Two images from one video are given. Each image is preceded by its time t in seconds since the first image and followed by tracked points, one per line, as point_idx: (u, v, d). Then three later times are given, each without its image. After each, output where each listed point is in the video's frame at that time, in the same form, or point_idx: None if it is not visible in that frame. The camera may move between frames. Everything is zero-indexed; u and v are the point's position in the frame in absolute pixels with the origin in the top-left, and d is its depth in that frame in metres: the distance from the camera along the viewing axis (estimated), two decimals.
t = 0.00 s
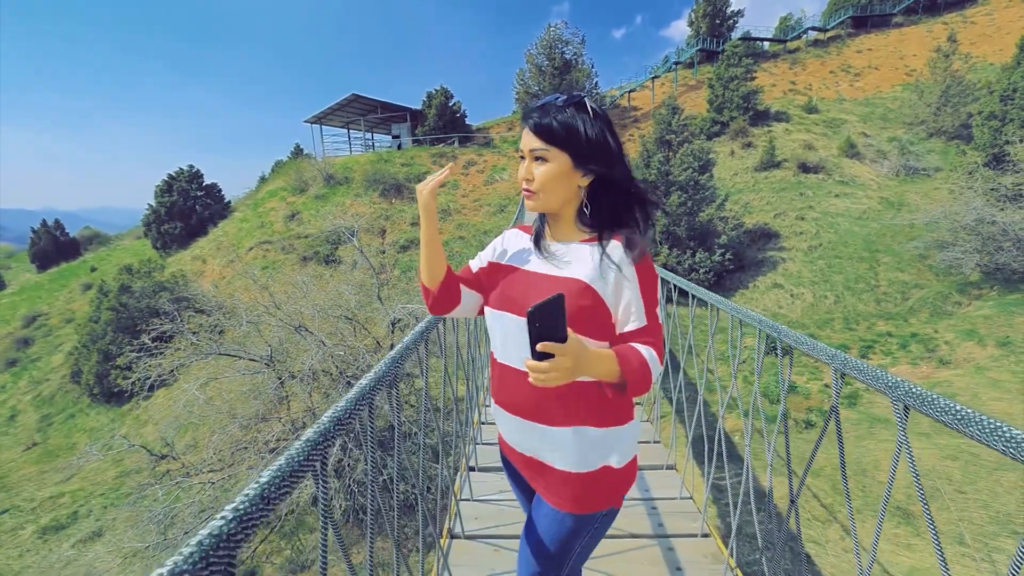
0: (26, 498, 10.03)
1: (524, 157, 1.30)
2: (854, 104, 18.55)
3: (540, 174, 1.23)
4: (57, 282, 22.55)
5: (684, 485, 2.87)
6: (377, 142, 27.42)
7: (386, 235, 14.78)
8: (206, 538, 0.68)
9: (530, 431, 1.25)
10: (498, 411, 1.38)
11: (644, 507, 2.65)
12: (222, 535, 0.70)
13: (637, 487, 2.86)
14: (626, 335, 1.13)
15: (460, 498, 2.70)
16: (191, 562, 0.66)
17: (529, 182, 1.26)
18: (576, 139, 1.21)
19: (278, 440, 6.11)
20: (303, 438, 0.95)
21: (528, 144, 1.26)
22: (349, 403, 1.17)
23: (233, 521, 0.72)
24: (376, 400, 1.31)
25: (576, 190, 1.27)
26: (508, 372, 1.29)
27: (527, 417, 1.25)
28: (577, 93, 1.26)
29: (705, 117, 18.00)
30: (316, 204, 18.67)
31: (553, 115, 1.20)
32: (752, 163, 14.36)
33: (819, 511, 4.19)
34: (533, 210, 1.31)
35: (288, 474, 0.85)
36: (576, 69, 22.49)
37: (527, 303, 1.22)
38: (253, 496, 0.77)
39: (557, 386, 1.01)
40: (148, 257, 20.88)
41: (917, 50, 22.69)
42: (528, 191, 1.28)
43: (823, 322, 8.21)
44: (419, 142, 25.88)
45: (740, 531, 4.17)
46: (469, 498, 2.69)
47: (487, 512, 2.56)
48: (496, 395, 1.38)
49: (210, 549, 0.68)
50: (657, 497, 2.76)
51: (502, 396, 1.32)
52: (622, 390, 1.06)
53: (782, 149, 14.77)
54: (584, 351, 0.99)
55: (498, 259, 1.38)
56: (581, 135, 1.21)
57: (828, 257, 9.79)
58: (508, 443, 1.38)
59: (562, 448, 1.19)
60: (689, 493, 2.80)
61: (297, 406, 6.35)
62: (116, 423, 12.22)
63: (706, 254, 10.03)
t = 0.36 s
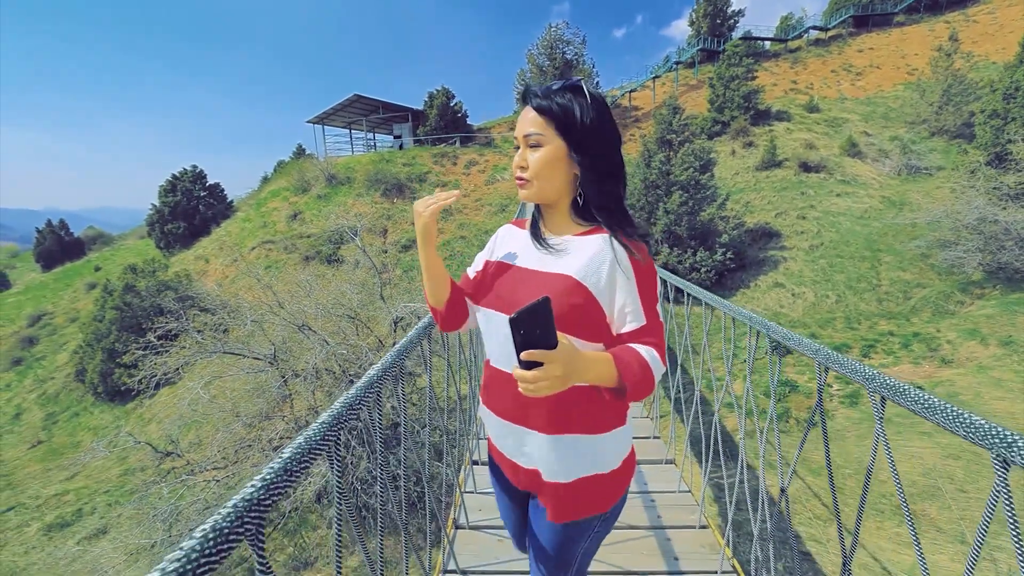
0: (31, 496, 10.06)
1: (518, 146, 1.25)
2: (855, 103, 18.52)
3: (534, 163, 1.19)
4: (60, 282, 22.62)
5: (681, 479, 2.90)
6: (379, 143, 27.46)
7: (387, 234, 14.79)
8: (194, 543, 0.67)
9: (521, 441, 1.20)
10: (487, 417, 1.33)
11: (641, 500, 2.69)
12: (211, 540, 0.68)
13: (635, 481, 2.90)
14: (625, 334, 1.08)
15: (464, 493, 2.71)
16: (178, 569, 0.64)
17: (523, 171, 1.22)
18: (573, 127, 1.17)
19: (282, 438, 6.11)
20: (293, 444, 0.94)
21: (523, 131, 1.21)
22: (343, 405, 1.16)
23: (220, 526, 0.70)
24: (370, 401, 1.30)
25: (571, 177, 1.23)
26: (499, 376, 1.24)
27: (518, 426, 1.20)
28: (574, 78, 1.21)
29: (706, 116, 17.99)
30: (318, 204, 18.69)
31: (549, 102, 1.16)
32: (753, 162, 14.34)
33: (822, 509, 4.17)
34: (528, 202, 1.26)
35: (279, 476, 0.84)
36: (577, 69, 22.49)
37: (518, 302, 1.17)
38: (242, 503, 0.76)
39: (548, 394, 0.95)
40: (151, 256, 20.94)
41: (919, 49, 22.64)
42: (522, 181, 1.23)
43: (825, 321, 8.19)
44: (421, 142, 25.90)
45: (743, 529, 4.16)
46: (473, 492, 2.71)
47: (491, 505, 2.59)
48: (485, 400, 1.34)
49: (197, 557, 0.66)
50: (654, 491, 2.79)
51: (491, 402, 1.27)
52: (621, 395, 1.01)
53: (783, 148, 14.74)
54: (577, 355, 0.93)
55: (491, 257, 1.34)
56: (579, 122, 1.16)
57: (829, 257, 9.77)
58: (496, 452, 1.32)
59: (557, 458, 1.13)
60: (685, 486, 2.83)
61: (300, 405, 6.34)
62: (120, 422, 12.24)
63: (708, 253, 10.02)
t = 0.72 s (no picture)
0: (35, 495, 10.12)
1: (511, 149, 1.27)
2: (857, 102, 18.52)
3: (525, 163, 1.21)
4: (63, 282, 22.69)
5: (685, 473, 2.96)
6: (380, 143, 27.51)
7: (389, 234, 14.83)
8: (238, 535, 0.69)
9: (524, 445, 1.20)
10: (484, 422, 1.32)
11: (647, 493, 2.74)
12: (258, 528, 0.71)
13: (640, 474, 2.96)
14: (624, 340, 1.08)
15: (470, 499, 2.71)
16: (242, 538, 0.69)
17: (516, 173, 1.24)
18: (563, 125, 1.18)
19: (286, 436, 6.15)
20: (323, 436, 0.97)
21: (514, 133, 1.24)
22: (364, 400, 1.20)
23: (264, 516, 0.73)
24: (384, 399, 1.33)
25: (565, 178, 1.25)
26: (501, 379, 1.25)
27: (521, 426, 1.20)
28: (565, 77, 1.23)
29: (708, 116, 17.99)
30: (320, 204, 18.73)
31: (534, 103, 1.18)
32: (755, 162, 14.35)
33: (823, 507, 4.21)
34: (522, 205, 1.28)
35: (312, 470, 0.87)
36: (578, 69, 22.51)
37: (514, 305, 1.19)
38: (292, 482, 0.82)
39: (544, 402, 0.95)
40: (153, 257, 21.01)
41: (920, 48, 22.61)
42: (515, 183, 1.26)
43: (826, 321, 8.21)
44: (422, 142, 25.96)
45: (745, 527, 4.18)
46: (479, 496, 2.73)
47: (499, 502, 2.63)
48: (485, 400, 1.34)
49: (246, 542, 0.68)
50: (659, 484, 2.85)
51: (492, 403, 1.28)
52: (619, 402, 1.01)
53: (784, 147, 14.74)
54: (574, 362, 0.93)
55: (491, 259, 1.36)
56: (569, 120, 1.18)
57: (831, 256, 9.79)
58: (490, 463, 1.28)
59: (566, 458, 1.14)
60: (690, 480, 2.89)
61: (304, 404, 6.39)
62: (123, 421, 12.31)
63: (709, 253, 10.04)
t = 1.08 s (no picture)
0: (34, 491, 10.16)
1: (508, 150, 1.28)
2: (856, 106, 18.65)
3: (536, 163, 1.25)
4: (61, 278, 22.66)
5: (683, 465, 3.08)
6: (381, 141, 27.56)
7: (390, 233, 14.90)
8: (248, 552, 0.72)
9: (525, 441, 1.21)
10: (472, 420, 1.31)
11: (646, 484, 2.86)
12: (269, 540, 0.74)
13: (640, 466, 3.07)
14: (619, 324, 1.23)
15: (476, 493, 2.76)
16: (243, 560, 0.71)
17: (521, 172, 1.25)
18: (566, 127, 1.28)
19: (288, 432, 6.20)
20: (335, 445, 1.00)
21: (514, 133, 1.26)
22: (376, 407, 1.22)
23: (273, 533, 0.75)
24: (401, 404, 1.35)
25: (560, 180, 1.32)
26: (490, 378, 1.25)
27: (519, 423, 1.22)
28: (549, 83, 1.32)
29: (708, 118, 18.09)
30: (321, 202, 18.78)
31: (540, 105, 1.24)
32: (754, 164, 14.46)
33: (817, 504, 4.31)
34: (521, 206, 1.28)
35: (323, 482, 0.90)
36: (579, 70, 22.59)
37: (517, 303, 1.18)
38: (287, 505, 0.81)
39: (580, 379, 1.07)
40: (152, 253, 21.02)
41: (920, 53, 22.76)
42: (518, 183, 1.27)
43: (823, 322, 8.32)
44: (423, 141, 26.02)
45: (740, 524, 4.26)
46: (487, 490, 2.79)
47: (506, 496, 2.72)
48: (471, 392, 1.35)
49: (253, 558, 0.71)
50: (659, 475, 2.96)
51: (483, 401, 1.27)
52: (628, 378, 1.18)
53: (784, 150, 14.85)
54: (605, 341, 1.10)
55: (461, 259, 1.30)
56: (570, 123, 1.28)
57: (828, 258, 9.90)
58: (484, 465, 1.27)
59: (567, 445, 1.21)
60: (688, 472, 3.00)
61: (307, 400, 6.46)
62: (122, 417, 12.36)
63: (708, 254, 10.14)
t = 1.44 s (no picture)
0: (38, 487, 10.20)
1: (504, 139, 1.27)
2: (857, 107, 18.65)
3: (536, 152, 1.27)
4: (63, 277, 22.72)
5: (680, 455, 3.10)
6: (383, 141, 27.60)
7: (392, 232, 14.94)
8: (243, 560, 0.68)
9: (517, 423, 1.23)
10: (463, 408, 1.32)
11: (643, 473, 2.89)
12: (269, 541, 0.72)
13: (638, 456, 3.10)
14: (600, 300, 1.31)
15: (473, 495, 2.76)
16: (246, 560, 0.68)
17: (516, 162, 1.25)
18: (557, 120, 1.32)
19: (290, 430, 6.23)
20: (329, 454, 0.96)
21: (512, 122, 1.26)
22: (372, 414, 1.18)
23: (276, 532, 0.73)
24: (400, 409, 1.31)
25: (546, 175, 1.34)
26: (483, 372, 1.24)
27: (514, 409, 1.22)
28: (531, 79, 1.35)
29: (709, 118, 18.09)
30: (322, 201, 18.81)
31: (535, 98, 1.27)
32: (755, 165, 14.48)
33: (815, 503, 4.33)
34: (515, 194, 1.27)
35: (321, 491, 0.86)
36: (580, 71, 22.61)
37: (528, 296, 1.17)
38: (289, 509, 0.79)
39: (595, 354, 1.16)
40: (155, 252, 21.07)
41: (921, 54, 22.75)
42: (517, 172, 1.26)
43: (823, 322, 8.33)
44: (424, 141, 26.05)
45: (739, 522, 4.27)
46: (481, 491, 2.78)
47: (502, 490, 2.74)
48: (460, 380, 1.35)
49: (256, 558, 0.69)
50: (655, 465, 2.99)
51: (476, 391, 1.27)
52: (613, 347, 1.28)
53: (784, 151, 14.86)
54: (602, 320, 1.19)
55: (455, 265, 1.24)
56: (560, 118, 1.33)
57: (829, 259, 9.91)
58: (478, 454, 1.29)
59: (560, 422, 1.23)
60: (685, 461, 3.03)
61: (309, 398, 6.48)
62: (125, 415, 12.41)
63: (708, 255, 10.16)
